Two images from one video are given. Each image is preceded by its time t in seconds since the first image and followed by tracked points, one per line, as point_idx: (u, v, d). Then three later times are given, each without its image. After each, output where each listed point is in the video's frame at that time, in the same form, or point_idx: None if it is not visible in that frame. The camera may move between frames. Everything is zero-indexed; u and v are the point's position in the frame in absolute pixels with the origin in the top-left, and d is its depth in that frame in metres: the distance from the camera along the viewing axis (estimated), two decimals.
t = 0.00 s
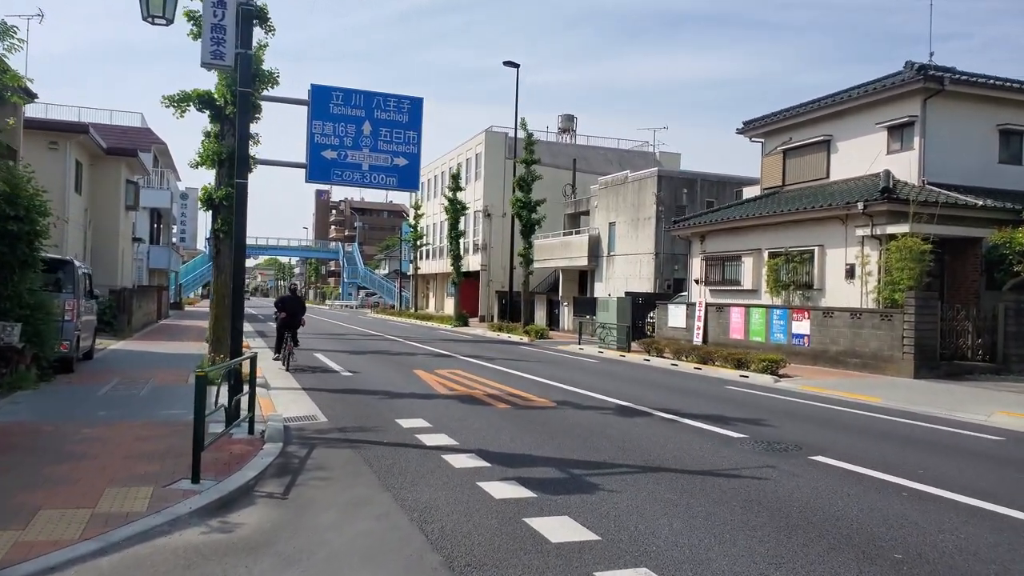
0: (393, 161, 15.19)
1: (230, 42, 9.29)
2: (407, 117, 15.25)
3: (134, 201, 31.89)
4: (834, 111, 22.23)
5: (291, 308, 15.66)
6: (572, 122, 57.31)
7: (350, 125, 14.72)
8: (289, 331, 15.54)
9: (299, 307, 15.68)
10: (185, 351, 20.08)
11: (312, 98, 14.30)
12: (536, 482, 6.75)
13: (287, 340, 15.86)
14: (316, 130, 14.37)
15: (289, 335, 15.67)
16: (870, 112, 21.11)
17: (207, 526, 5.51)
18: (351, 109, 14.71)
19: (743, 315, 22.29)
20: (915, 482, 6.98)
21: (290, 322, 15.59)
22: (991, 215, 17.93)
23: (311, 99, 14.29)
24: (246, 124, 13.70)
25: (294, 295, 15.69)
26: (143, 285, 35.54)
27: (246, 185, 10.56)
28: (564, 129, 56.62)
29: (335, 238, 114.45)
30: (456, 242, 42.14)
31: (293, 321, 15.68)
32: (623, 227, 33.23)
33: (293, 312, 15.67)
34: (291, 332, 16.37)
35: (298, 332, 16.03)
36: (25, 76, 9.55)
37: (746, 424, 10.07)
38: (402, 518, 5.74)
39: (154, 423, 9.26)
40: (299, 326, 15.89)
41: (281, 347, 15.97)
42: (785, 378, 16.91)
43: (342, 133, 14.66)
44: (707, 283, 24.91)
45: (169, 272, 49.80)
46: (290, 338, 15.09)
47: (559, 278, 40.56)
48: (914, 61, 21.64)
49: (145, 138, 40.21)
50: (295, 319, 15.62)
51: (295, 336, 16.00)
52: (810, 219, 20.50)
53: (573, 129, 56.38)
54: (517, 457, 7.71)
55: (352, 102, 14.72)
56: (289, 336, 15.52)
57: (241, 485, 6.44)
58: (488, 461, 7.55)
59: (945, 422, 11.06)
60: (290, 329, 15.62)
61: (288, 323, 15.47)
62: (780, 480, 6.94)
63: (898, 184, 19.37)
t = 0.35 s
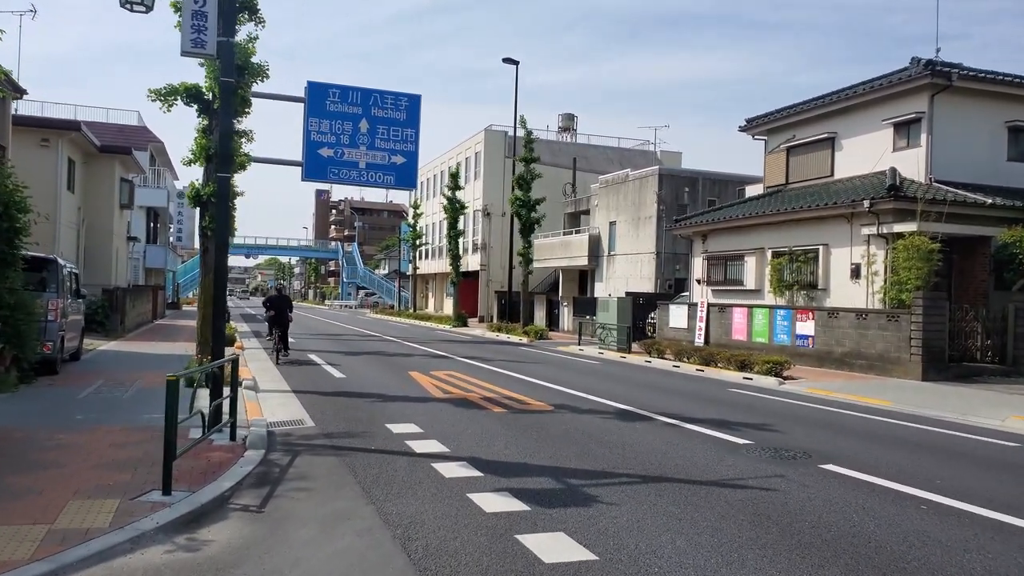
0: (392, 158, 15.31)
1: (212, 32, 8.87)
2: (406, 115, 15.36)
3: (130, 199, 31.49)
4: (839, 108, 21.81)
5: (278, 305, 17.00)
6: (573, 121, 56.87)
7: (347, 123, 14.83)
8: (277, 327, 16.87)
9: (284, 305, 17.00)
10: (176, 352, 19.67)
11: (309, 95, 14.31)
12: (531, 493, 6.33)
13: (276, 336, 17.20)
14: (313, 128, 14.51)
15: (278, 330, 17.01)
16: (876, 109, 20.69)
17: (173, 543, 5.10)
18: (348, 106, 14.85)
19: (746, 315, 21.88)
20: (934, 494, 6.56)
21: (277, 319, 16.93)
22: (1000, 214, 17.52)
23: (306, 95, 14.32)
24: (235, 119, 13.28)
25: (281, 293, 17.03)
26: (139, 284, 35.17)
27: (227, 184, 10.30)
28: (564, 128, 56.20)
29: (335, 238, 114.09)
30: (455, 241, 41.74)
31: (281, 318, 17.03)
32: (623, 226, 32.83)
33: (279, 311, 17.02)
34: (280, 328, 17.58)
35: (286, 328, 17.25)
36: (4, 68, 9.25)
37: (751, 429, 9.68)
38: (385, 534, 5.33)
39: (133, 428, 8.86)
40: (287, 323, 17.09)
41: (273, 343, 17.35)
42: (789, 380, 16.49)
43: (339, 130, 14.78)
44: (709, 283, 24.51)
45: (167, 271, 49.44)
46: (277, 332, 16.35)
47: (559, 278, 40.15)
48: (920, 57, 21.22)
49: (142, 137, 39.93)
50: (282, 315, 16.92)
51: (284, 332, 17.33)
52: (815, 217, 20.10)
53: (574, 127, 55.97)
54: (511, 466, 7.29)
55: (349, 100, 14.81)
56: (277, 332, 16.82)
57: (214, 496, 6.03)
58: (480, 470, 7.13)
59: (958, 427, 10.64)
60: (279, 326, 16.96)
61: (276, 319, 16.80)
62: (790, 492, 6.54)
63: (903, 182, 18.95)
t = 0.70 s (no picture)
0: (390, 156, 17.20)
1: (196, 18, 8.49)
2: (404, 112, 17.26)
3: (126, 198, 31.10)
4: (846, 105, 21.41)
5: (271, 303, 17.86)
6: (574, 120, 56.48)
7: (345, 119, 16.76)
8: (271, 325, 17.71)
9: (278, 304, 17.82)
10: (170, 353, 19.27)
11: (308, 94, 16.30)
12: (531, 507, 5.93)
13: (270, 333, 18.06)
14: (313, 125, 16.42)
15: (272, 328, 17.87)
16: (884, 105, 20.29)
17: (143, 564, 4.70)
18: (347, 104, 16.72)
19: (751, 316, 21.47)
20: (959, 507, 6.17)
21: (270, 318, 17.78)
22: (1012, 212, 17.12)
23: (307, 94, 16.29)
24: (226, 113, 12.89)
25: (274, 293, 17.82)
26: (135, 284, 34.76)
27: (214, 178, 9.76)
28: (566, 128, 55.80)
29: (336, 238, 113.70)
30: (456, 241, 41.33)
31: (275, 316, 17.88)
32: (625, 226, 32.47)
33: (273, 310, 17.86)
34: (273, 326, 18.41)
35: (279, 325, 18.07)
36: None
37: (761, 436, 9.28)
38: (373, 553, 4.93)
39: (115, 434, 8.46)
40: (281, 322, 18.00)
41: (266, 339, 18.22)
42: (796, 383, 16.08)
43: (339, 127, 16.69)
44: (712, 283, 24.11)
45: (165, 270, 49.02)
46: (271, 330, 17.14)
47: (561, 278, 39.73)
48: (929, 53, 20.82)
49: (141, 136, 39.60)
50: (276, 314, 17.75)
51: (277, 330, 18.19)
52: (821, 216, 19.69)
53: (575, 126, 55.55)
54: (511, 476, 6.90)
55: (348, 98, 16.72)
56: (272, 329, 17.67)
57: (191, 510, 5.63)
58: (477, 480, 6.74)
59: (974, 432, 10.24)
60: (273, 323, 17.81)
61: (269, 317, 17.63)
62: (807, 505, 6.14)
63: (913, 180, 18.54)
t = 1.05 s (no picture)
0: (389, 155, 16.82)
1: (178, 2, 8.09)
2: (403, 110, 16.86)
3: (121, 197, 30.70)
4: (852, 101, 20.99)
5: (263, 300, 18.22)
6: (575, 119, 56.12)
7: (344, 117, 16.39)
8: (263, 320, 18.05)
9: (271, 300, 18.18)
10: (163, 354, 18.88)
11: (307, 92, 15.92)
12: (531, 521, 5.54)
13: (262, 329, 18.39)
14: (310, 123, 16.05)
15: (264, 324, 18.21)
16: (892, 101, 19.87)
17: None
18: (345, 102, 16.33)
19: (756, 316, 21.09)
20: (990, 522, 5.76)
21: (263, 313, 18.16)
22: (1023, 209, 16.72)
23: (304, 91, 15.90)
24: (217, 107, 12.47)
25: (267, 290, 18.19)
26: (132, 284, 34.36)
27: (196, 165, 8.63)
28: (567, 127, 55.41)
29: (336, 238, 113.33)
30: (456, 240, 40.90)
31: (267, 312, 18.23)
32: (627, 225, 32.06)
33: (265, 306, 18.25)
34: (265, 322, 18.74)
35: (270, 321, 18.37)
36: None
37: (772, 442, 8.87)
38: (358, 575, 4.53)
39: (94, 441, 8.05)
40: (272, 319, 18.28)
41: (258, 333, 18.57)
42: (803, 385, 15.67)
43: (337, 125, 16.31)
44: (716, 283, 23.71)
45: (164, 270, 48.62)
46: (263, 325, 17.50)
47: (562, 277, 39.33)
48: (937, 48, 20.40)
49: (138, 134, 39.23)
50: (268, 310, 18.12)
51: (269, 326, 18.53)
52: (828, 214, 19.28)
53: (576, 126, 55.18)
54: (510, 486, 6.50)
55: (346, 96, 16.33)
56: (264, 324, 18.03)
57: (165, 527, 5.23)
58: (474, 492, 6.35)
59: (992, 437, 9.84)
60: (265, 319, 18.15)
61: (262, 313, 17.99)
62: (826, 519, 5.74)
63: (921, 177, 18.12)
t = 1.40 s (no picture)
0: (391, 154, 16.43)
1: None
2: (404, 108, 16.44)
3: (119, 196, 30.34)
4: (862, 99, 20.55)
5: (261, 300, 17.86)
6: (578, 119, 55.71)
7: (344, 116, 16.00)
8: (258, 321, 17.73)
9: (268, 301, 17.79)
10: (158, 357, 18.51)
11: (306, 90, 15.57)
12: (533, 545, 5.15)
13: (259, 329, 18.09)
14: (309, 122, 15.71)
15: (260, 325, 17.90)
16: (903, 99, 19.43)
17: None
18: (345, 100, 15.95)
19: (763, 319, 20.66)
20: None
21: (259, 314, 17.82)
22: None
23: (303, 90, 15.54)
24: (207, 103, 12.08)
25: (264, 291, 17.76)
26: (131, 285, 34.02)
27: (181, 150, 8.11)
28: (569, 126, 54.99)
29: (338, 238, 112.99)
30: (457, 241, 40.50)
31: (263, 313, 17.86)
32: (631, 225, 31.63)
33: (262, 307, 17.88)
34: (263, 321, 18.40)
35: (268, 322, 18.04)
36: None
37: (786, 453, 8.45)
38: None
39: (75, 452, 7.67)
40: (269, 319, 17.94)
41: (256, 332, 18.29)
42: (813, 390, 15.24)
43: (337, 123, 15.94)
44: (722, 284, 23.29)
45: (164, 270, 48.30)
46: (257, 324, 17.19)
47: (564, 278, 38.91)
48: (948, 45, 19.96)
49: (137, 134, 38.90)
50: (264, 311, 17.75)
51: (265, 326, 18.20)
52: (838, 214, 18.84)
53: (579, 125, 54.74)
54: (511, 504, 6.11)
55: (347, 94, 15.94)
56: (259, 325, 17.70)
57: (139, 551, 4.84)
58: (472, 510, 5.96)
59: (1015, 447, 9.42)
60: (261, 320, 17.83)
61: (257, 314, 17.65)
62: (851, 541, 5.34)
63: (933, 176, 17.70)
